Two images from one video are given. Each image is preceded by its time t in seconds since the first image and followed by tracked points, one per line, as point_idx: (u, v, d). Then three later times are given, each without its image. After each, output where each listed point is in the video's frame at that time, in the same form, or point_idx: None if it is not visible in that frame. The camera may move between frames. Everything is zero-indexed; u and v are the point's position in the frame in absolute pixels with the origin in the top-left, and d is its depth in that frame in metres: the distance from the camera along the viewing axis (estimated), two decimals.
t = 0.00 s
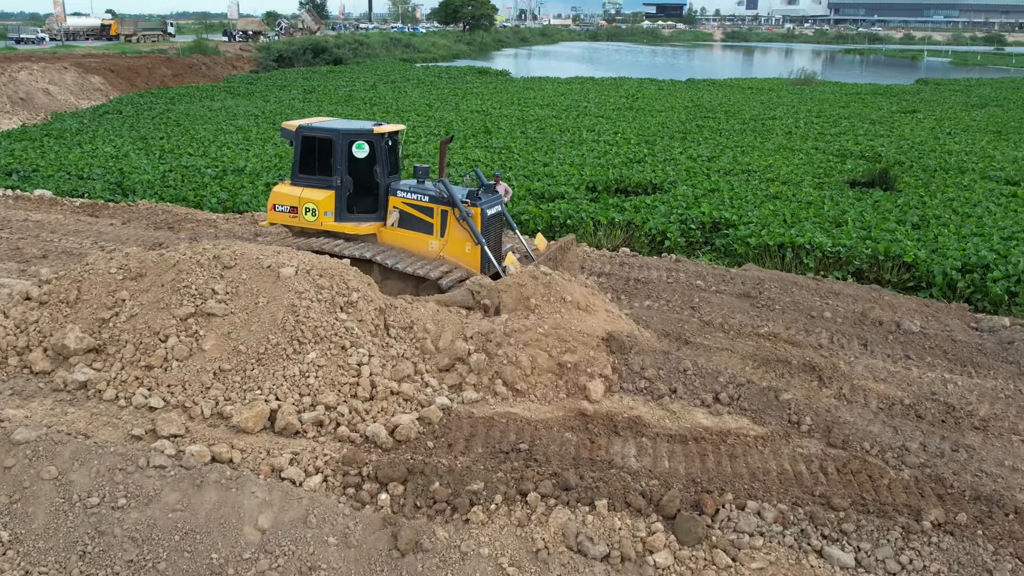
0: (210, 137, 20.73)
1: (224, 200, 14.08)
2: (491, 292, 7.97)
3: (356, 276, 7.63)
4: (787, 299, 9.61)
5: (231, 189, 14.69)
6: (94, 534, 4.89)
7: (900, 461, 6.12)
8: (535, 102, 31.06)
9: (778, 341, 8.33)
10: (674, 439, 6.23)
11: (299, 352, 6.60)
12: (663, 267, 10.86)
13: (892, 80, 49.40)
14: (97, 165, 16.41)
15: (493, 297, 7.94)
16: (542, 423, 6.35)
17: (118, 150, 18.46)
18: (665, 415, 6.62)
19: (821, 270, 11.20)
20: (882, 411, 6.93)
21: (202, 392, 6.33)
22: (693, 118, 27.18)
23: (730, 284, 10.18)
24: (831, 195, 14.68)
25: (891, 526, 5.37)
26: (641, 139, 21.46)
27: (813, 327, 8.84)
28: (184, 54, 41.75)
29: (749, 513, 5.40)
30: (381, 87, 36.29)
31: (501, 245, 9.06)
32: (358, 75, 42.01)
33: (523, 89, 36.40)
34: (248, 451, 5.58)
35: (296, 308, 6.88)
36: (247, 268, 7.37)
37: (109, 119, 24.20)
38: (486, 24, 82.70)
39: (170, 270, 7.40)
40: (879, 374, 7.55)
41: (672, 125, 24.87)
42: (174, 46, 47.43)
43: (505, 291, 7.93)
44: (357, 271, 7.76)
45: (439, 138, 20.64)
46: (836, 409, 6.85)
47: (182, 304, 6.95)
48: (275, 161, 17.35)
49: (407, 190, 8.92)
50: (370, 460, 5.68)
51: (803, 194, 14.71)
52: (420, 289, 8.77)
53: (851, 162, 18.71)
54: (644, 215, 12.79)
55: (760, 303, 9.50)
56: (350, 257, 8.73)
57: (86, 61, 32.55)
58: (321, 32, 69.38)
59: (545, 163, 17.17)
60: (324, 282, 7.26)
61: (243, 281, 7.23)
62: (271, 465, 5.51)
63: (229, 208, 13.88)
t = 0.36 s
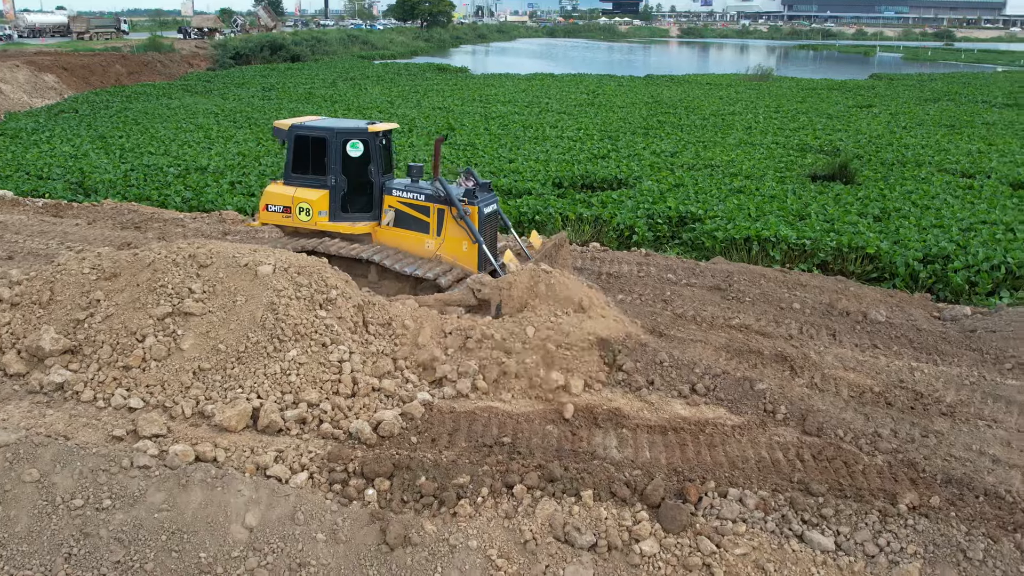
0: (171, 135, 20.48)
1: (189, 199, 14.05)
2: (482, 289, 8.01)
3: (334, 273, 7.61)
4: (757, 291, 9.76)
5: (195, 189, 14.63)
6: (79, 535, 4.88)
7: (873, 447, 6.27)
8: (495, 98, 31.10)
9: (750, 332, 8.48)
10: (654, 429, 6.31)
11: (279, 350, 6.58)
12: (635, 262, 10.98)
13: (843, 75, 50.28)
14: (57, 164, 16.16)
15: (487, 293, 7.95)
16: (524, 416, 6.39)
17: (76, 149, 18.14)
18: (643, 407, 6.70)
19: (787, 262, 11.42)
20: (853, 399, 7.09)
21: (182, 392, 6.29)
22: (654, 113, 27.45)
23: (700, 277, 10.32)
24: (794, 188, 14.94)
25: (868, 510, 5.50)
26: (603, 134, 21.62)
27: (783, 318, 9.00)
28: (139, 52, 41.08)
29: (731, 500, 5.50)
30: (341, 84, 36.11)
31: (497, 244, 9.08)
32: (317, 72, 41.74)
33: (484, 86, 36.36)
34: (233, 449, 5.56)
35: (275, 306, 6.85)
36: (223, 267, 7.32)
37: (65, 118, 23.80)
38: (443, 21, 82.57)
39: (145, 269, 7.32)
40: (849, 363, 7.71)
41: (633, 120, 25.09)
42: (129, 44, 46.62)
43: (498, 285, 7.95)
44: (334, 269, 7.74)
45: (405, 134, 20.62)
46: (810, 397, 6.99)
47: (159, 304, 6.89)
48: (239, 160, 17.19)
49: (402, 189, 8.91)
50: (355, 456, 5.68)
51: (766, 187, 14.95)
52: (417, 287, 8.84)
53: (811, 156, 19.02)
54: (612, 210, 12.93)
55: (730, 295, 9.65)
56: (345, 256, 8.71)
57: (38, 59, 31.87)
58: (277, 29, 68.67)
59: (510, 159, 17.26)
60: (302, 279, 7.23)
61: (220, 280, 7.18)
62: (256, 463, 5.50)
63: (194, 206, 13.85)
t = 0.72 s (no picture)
0: (125, 134, 20.11)
1: (147, 198, 13.85)
2: (476, 288, 7.93)
3: (302, 271, 7.58)
4: (719, 284, 9.94)
5: (152, 188, 14.41)
6: (50, 538, 4.83)
7: (837, 435, 6.45)
8: (454, 95, 31.04)
9: (713, 324, 8.65)
10: (623, 421, 6.41)
11: (248, 349, 6.54)
12: (598, 256, 11.10)
13: (794, 71, 51.24)
14: (7, 165, 15.78)
15: (481, 293, 7.89)
16: (494, 411, 6.44)
17: (27, 149, 17.71)
18: (612, 399, 6.80)
19: (746, 255, 11.64)
20: (815, 388, 7.29)
21: (150, 392, 6.23)
22: (611, 109, 27.68)
23: (662, 271, 10.48)
24: (751, 182, 15.21)
25: (834, 496, 5.67)
26: (562, 131, 21.75)
27: (745, 310, 9.20)
28: (88, 50, 40.19)
29: (701, 489, 5.63)
30: (297, 82, 35.77)
31: (486, 242, 9.02)
32: (273, 69, 41.24)
33: (441, 83, 36.24)
34: (204, 448, 5.53)
35: (242, 304, 6.80)
36: (188, 266, 7.25)
37: (14, 117, 23.22)
38: (399, 17, 82.09)
39: (109, 269, 7.22)
40: (810, 353, 7.90)
41: (591, 117, 25.28)
42: (78, 41, 45.52)
43: (491, 284, 7.91)
44: (301, 268, 7.71)
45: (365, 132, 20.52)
46: (773, 387, 7.16)
47: (125, 304, 6.79)
48: (196, 159, 16.94)
49: (390, 189, 8.86)
50: (328, 453, 5.69)
51: (724, 181, 15.20)
52: (409, 288, 8.78)
53: (767, 150, 19.35)
54: (572, 206, 13.05)
55: (693, 288, 9.82)
56: (335, 257, 8.67)
57: None
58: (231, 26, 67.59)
59: (471, 156, 17.29)
60: (270, 278, 7.19)
61: (185, 279, 7.10)
62: (228, 462, 5.48)
63: (152, 206, 13.66)
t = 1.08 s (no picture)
0: (79, 134, 19.68)
1: (105, 199, 13.61)
2: (468, 290, 7.92)
3: (268, 271, 7.53)
4: (682, 279, 10.09)
5: (110, 189, 14.16)
6: (16, 545, 4.77)
7: (801, 426, 6.61)
8: (415, 93, 30.91)
9: (678, 319, 8.79)
10: (591, 416, 6.51)
11: (214, 350, 6.49)
12: (563, 253, 11.20)
13: (750, 67, 51.95)
14: None
15: (473, 295, 7.88)
16: (463, 409, 6.49)
17: None
18: (580, 394, 6.89)
19: (708, 250, 11.84)
20: (778, 380, 7.47)
21: (115, 395, 6.15)
22: (572, 106, 27.82)
23: (625, 267, 10.61)
24: (711, 178, 15.45)
25: (800, 485, 5.83)
26: (525, 128, 21.83)
27: (708, 305, 9.36)
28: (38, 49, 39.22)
29: (670, 482, 5.76)
30: (254, 80, 35.30)
31: (474, 242, 9.02)
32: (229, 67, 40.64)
33: (401, 81, 36.06)
34: (171, 451, 5.49)
35: (207, 305, 6.74)
36: (152, 267, 7.16)
37: None
38: (357, 15, 81.40)
39: (70, 271, 7.10)
40: (773, 345, 8.08)
41: (552, 114, 25.39)
42: (26, 40, 44.36)
43: (483, 286, 7.86)
44: (266, 268, 7.65)
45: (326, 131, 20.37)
46: (737, 380, 7.32)
47: (88, 306, 6.70)
48: (154, 159, 16.67)
49: (377, 189, 8.80)
50: (297, 453, 5.69)
51: (685, 177, 15.39)
52: (400, 289, 8.71)
53: (727, 146, 19.65)
54: (535, 203, 13.15)
55: (657, 283, 9.96)
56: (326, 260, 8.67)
57: None
58: (186, 23, 66.37)
59: (434, 154, 17.27)
60: (235, 278, 7.13)
61: (148, 280, 7.01)
62: (197, 464, 5.44)
63: (110, 207, 13.43)
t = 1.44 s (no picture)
0: (31, 134, 19.17)
1: (61, 200, 13.29)
2: (462, 292, 7.84)
3: (229, 272, 7.44)
4: (645, 274, 10.21)
5: (65, 189, 13.84)
6: None
7: (764, 418, 6.76)
8: (375, 91, 30.69)
9: (641, 314, 8.90)
10: (557, 413, 6.57)
11: (176, 351, 6.39)
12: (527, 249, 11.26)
13: (710, 64, 52.55)
14: None
15: (468, 296, 7.80)
16: (429, 407, 6.50)
17: None
18: (546, 391, 6.94)
19: (671, 245, 11.99)
20: (741, 373, 7.61)
21: (75, 399, 6.02)
22: (533, 103, 27.90)
23: (588, 263, 10.71)
24: (672, 174, 15.64)
25: (764, 477, 5.96)
26: (487, 125, 21.84)
27: (671, 299, 9.49)
28: None
29: (636, 476, 5.85)
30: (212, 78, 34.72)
31: (462, 241, 9.00)
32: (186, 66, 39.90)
33: (361, 79, 35.78)
34: (134, 455, 5.40)
35: (169, 307, 6.64)
36: (111, 269, 7.03)
37: None
38: (316, 11, 80.41)
39: (26, 274, 6.95)
40: (735, 339, 8.23)
41: (513, 111, 25.44)
42: None
43: (478, 287, 7.80)
44: (228, 269, 7.56)
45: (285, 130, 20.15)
46: (700, 374, 7.44)
47: (45, 309, 6.56)
48: (111, 158, 16.32)
49: (365, 189, 8.70)
50: (263, 454, 5.65)
51: (647, 174, 15.55)
52: (391, 291, 8.65)
53: (687, 142, 19.89)
54: (498, 200, 13.19)
55: (620, 279, 10.07)
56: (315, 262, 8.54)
57: None
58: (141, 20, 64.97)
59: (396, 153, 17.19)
60: (196, 279, 7.03)
61: (107, 282, 6.89)
62: (160, 467, 5.37)
63: (66, 208, 13.13)
